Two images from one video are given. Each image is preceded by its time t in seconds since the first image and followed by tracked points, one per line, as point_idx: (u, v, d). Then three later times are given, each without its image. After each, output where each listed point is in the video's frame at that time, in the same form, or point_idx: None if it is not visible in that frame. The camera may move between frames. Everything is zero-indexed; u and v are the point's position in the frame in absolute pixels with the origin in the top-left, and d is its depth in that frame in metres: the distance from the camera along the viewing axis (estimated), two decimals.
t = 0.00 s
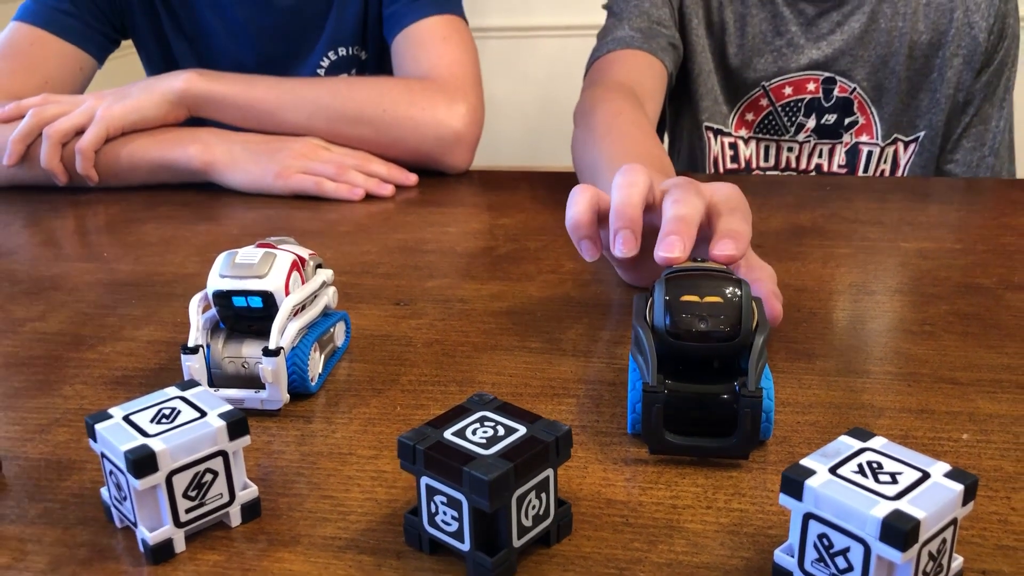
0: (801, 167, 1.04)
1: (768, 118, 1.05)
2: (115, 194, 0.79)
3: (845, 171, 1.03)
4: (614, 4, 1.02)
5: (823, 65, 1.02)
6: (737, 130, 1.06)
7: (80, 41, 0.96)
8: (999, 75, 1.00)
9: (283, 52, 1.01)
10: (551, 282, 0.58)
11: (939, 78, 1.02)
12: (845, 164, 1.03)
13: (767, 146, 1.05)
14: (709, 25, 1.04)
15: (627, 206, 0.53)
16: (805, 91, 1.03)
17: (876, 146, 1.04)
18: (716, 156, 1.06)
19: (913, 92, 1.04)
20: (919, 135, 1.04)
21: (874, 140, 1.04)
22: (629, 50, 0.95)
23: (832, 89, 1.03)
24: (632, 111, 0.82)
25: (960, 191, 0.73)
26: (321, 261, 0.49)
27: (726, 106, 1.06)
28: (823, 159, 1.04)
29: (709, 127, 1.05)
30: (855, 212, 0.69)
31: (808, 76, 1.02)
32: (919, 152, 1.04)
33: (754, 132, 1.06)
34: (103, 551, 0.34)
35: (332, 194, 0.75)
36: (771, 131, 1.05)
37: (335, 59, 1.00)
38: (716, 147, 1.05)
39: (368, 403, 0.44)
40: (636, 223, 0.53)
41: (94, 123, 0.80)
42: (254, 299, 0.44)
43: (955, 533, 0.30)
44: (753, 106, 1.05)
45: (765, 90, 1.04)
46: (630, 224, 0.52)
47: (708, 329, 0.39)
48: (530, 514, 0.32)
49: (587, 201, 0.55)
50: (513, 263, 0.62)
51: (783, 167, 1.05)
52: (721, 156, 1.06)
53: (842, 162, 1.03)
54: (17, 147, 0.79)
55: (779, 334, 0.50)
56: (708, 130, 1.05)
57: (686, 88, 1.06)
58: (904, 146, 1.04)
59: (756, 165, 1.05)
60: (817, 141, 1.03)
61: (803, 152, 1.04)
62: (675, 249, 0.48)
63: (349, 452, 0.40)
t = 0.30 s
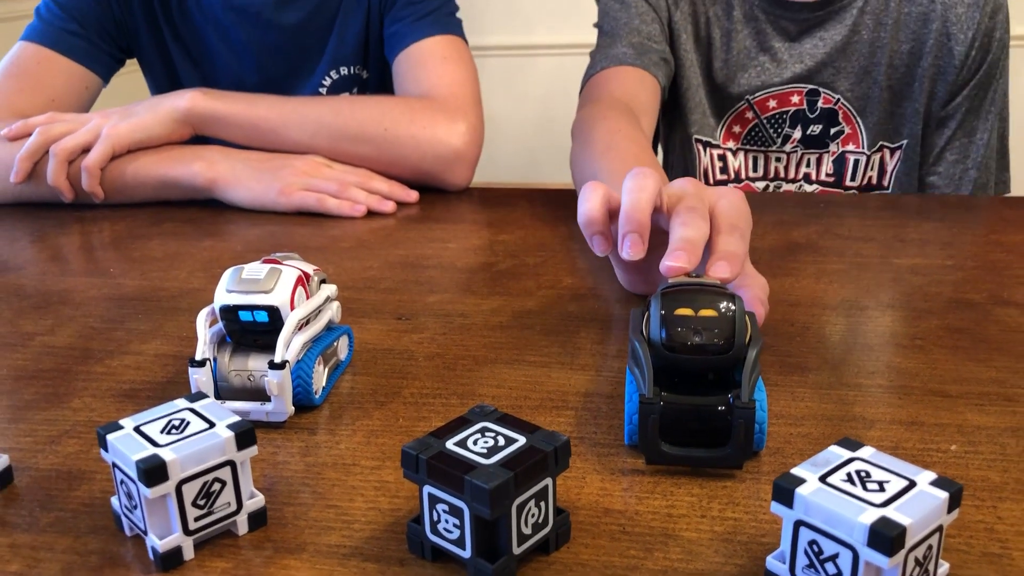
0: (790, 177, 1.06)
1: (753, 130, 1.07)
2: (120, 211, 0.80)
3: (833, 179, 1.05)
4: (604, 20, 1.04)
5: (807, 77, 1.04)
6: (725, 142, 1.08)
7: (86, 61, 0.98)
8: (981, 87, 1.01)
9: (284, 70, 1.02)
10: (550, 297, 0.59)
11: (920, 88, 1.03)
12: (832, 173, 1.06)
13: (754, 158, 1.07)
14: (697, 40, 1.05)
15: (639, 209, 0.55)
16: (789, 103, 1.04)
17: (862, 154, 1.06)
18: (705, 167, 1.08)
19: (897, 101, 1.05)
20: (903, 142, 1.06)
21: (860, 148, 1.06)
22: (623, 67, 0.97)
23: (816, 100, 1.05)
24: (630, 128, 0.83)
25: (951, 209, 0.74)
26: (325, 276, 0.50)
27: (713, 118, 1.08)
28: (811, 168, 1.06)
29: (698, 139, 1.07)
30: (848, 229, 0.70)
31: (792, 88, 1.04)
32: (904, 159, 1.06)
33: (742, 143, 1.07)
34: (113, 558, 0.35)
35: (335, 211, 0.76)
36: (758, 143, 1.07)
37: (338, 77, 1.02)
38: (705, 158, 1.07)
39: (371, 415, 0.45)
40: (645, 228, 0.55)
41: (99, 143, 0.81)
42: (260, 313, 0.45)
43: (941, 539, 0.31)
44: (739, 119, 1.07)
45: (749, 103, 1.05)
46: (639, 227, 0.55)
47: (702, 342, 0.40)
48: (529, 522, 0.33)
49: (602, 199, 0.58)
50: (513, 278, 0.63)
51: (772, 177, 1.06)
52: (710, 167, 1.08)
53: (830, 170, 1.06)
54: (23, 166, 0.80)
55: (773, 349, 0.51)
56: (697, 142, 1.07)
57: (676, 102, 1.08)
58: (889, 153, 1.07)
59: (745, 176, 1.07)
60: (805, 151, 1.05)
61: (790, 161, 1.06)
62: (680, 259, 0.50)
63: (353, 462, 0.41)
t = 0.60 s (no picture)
0: (799, 188, 1.08)
1: (757, 144, 1.08)
2: (127, 231, 0.82)
3: (841, 186, 1.07)
4: (602, 47, 1.06)
5: (804, 87, 1.06)
6: (730, 158, 1.10)
7: (94, 84, 1.00)
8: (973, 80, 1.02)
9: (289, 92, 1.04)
10: (550, 317, 0.61)
11: (915, 87, 1.04)
12: (840, 180, 1.07)
13: (761, 172, 1.09)
14: (695, 61, 1.08)
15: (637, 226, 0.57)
16: (789, 113, 1.06)
17: (867, 158, 1.08)
18: (711, 185, 1.10)
19: (897, 103, 1.06)
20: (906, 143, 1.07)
21: (864, 153, 1.08)
22: (621, 91, 1.00)
23: (815, 109, 1.06)
24: (628, 151, 0.84)
25: (942, 231, 0.76)
26: (332, 296, 0.52)
27: (716, 137, 1.10)
28: (819, 177, 1.07)
29: (703, 157, 1.09)
30: (841, 251, 0.72)
31: (790, 99, 1.06)
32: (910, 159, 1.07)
33: (746, 158, 1.09)
34: (129, 570, 0.36)
35: (339, 231, 0.78)
36: (763, 156, 1.09)
37: (340, 101, 1.04)
38: (711, 176, 1.10)
39: (376, 432, 0.47)
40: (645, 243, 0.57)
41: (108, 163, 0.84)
42: (270, 332, 0.46)
43: (928, 552, 0.32)
44: (742, 135, 1.09)
45: (750, 117, 1.07)
46: (638, 242, 0.57)
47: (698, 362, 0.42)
48: (532, 535, 0.35)
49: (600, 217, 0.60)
50: (514, 298, 0.64)
51: (780, 189, 1.08)
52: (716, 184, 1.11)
53: (837, 177, 1.07)
54: (34, 188, 0.83)
55: (767, 368, 0.52)
56: (702, 161, 1.09)
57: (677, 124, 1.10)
58: (897, 154, 1.08)
59: (753, 189, 1.09)
60: (810, 160, 1.07)
61: (797, 172, 1.08)
62: (672, 288, 0.51)
63: (360, 478, 0.43)
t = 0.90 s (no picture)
0: (797, 220, 1.09)
1: (756, 176, 1.11)
2: (137, 253, 0.83)
3: (838, 219, 1.08)
4: (602, 80, 1.09)
5: (802, 120, 1.09)
6: (728, 190, 1.11)
7: (105, 109, 1.03)
8: (969, 117, 1.05)
9: (297, 118, 1.07)
10: (554, 337, 0.62)
11: (915, 124, 1.07)
12: (837, 213, 1.08)
13: (760, 204, 1.10)
14: (694, 95, 1.10)
15: (624, 262, 0.59)
16: (788, 146, 1.09)
17: (865, 192, 1.09)
18: (709, 217, 1.11)
19: (895, 139, 1.09)
20: (904, 179, 1.09)
21: (862, 186, 1.09)
22: (620, 122, 1.02)
23: (814, 141, 1.09)
24: (627, 179, 0.87)
25: (933, 255, 0.77)
26: (343, 318, 0.53)
27: (714, 169, 1.12)
28: (816, 211, 1.09)
29: (699, 190, 1.11)
30: (837, 274, 0.74)
31: (789, 132, 1.09)
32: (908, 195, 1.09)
33: (745, 190, 1.11)
34: None
35: (345, 255, 0.79)
36: (762, 188, 1.10)
37: (346, 127, 1.07)
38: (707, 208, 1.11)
39: (387, 450, 0.48)
40: (631, 276, 0.58)
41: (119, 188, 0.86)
42: (285, 353, 0.48)
43: (922, 563, 0.34)
44: (741, 166, 1.11)
45: (750, 149, 1.10)
46: (625, 277, 0.58)
47: (701, 387, 0.43)
48: (542, 547, 0.36)
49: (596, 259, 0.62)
50: (518, 320, 0.66)
51: (778, 222, 1.10)
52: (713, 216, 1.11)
53: (835, 211, 1.08)
54: (47, 211, 0.85)
55: (766, 388, 0.54)
56: (698, 193, 1.11)
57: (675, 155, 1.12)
58: (893, 191, 1.10)
59: (751, 221, 1.10)
60: (808, 193, 1.09)
61: (795, 205, 1.09)
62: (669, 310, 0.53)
63: (372, 493, 0.44)
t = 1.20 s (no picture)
0: (800, 237, 1.12)
1: (759, 194, 1.14)
2: (149, 279, 0.85)
3: (840, 236, 1.11)
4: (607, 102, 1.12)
5: (804, 138, 1.11)
6: (733, 208, 1.15)
7: (119, 138, 1.07)
8: (967, 135, 1.07)
9: (306, 147, 1.12)
10: (560, 361, 0.64)
11: (914, 141, 1.09)
12: (839, 230, 1.11)
13: (763, 221, 1.13)
14: (699, 114, 1.13)
15: (636, 282, 0.61)
16: (790, 163, 1.12)
17: (866, 209, 1.12)
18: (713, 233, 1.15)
19: (895, 156, 1.10)
20: (904, 195, 1.11)
21: (864, 203, 1.12)
22: (624, 146, 1.04)
23: (816, 159, 1.11)
24: (630, 208, 0.88)
25: (930, 280, 0.79)
26: (357, 343, 0.55)
27: (720, 187, 1.15)
28: (819, 228, 1.12)
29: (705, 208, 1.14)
30: (835, 300, 0.75)
31: (791, 150, 1.11)
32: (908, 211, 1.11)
33: (748, 209, 1.14)
34: None
35: (355, 280, 0.81)
36: (765, 206, 1.13)
37: (354, 154, 1.12)
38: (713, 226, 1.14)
39: (399, 470, 0.49)
40: (642, 297, 0.60)
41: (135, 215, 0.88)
42: (302, 376, 0.49)
43: None
44: (744, 184, 1.14)
45: (753, 167, 1.13)
46: (637, 297, 0.60)
47: (704, 410, 0.45)
48: (552, 563, 0.38)
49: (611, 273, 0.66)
50: (524, 344, 0.67)
51: (781, 239, 1.13)
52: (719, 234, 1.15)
53: (837, 228, 1.11)
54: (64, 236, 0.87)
55: (767, 410, 0.56)
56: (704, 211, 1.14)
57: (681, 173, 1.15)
58: (895, 208, 1.12)
59: (755, 239, 1.14)
60: (810, 211, 1.12)
61: (799, 222, 1.12)
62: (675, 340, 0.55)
63: (387, 512, 0.45)
